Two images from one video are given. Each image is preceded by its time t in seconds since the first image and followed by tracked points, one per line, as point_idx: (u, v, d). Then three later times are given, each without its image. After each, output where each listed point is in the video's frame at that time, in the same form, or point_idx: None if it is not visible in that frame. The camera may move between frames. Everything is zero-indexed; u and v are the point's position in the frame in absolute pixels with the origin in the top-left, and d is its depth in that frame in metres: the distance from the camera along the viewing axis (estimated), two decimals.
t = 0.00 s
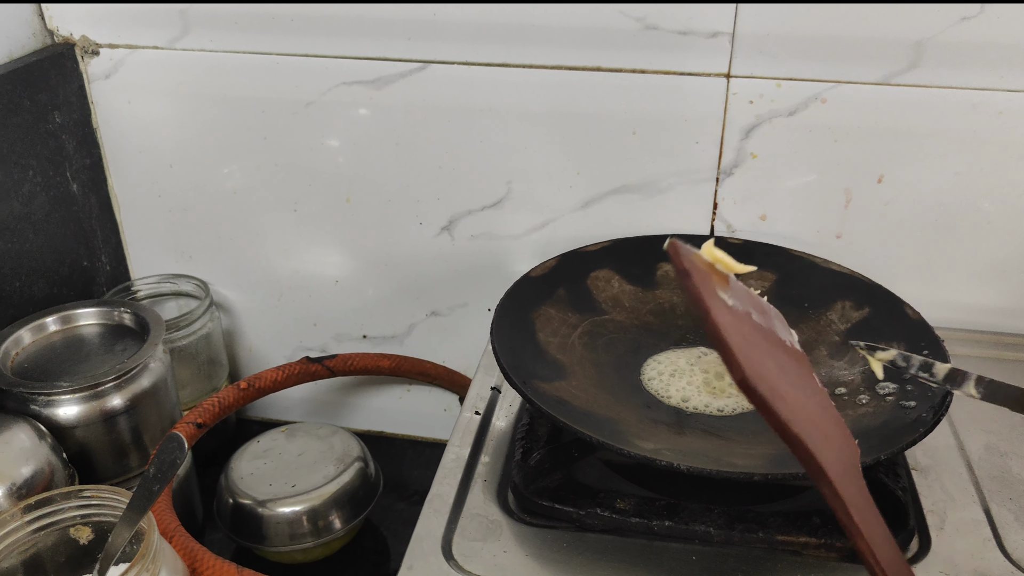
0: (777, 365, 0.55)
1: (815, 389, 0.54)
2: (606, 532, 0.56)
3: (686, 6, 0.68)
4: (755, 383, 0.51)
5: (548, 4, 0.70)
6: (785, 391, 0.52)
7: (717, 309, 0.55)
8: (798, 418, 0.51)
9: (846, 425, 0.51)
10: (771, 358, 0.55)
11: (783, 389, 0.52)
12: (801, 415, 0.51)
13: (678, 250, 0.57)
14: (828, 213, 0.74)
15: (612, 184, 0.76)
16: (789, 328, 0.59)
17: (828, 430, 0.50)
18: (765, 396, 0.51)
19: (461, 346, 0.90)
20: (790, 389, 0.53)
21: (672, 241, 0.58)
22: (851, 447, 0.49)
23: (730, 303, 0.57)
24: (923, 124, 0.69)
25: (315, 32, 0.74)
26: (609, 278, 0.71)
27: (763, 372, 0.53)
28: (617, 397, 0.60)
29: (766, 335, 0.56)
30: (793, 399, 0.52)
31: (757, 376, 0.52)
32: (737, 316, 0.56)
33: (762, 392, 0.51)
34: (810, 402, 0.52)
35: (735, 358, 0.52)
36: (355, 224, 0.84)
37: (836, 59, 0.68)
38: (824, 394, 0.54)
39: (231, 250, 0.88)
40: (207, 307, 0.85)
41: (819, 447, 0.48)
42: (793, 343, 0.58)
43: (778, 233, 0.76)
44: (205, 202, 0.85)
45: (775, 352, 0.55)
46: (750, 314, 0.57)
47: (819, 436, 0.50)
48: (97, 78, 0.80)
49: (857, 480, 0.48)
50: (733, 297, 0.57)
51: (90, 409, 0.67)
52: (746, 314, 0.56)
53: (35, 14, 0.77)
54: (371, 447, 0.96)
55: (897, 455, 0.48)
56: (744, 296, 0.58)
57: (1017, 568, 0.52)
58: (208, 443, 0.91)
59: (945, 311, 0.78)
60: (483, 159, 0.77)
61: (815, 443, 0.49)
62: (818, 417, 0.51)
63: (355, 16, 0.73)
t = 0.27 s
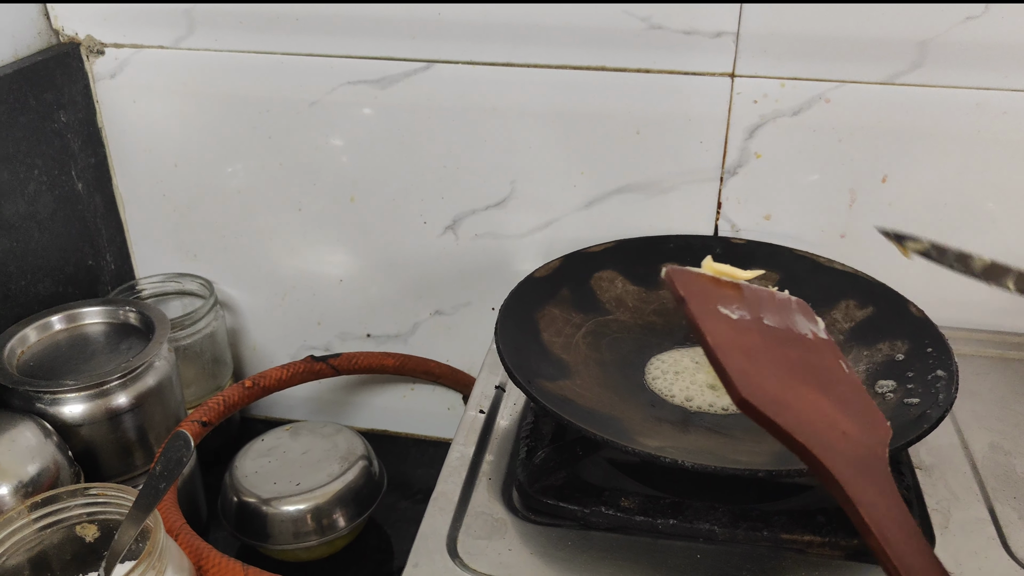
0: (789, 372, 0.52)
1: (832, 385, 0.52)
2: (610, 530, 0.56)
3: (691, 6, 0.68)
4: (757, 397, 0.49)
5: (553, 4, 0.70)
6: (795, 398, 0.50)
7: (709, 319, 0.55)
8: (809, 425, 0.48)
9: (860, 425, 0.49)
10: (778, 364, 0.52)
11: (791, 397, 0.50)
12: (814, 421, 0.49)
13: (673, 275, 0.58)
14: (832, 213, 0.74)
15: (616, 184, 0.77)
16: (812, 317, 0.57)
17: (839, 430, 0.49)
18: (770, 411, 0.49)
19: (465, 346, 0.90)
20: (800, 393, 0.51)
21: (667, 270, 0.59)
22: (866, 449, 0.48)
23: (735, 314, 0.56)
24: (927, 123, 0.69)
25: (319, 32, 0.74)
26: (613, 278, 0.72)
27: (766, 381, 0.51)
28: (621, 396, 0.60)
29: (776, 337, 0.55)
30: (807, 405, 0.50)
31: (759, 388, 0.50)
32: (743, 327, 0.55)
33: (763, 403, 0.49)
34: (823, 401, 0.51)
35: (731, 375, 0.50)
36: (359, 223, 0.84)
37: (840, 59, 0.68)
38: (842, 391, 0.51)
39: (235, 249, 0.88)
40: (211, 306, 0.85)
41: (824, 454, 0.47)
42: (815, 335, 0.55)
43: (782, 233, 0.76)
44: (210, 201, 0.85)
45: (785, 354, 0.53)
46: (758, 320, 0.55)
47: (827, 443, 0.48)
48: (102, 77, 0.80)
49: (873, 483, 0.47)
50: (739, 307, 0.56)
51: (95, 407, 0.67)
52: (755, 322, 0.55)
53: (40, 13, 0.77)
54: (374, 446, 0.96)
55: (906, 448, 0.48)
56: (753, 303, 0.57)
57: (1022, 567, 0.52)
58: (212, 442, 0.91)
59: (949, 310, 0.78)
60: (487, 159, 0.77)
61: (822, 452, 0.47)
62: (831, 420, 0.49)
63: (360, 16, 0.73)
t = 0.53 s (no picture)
0: (852, 366, 0.53)
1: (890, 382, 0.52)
2: (613, 528, 0.57)
3: (693, 7, 0.68)
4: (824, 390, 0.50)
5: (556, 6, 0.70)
6: (858, 390, 0.51)
7: (775, 309, 0.55)
8: (870, 414, 0.49)
9: (916, 422, 0.49)
10: (846, 358, 0.53)
11: (854, 389, 0.51)
12: (876, 417, 0.49)
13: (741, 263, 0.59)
14: (833, 214, 0.75)
15: (618, 184, 0.77)
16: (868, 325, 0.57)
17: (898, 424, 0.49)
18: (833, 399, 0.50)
19: (467, 346, 0.90)
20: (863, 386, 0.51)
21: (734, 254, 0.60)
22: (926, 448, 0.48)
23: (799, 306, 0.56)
24: (927, 124, 0.69)
25: (323, 33, 0.74)
26: (615, 278, 0.72)
27: (833, 371, 0.52)
28: (624, 396, 0.60)
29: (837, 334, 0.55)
30: (865, 397, 0.50)
31: (824, 375, 0.51)
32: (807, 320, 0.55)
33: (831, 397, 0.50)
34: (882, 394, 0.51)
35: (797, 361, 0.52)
36: (362, 223, 0.84)
37: (841, 60, 0.68)
38: (901, 390, 0.52)
39: (239, 249, 0.88)
40: (215, 306, 0.85)
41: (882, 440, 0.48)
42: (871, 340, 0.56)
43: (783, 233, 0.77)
44: (214, 201, 0.85)
45: (848, 349, 0.54)
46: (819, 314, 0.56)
47: (886, 431, 0.48)
48: (107, 79, 0.81)
49: (925, 473, 0.47)
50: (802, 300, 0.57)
51: (101, 406, 0.68)
52: (817, 315, 0.56)
53: (46, 14, 0.77)
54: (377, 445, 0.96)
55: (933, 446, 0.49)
56: (815, 300, 0.57)
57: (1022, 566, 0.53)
58: (216, 441, 0.92)
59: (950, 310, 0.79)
60: (490, 159, 0.78)
61: (879, 438, 0.48)
62: (887, 414, 0.50)
63: (364, 17, 0.73)
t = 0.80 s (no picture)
0: (855, 386, 0.52)
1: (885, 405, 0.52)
2: (620, 531, 0.57)
3: (699, 11, 0.69)
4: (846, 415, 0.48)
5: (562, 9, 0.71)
6: (868, 415, 0.50)
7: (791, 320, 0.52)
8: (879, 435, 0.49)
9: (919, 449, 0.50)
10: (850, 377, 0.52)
11: (864, 411, 0.50)
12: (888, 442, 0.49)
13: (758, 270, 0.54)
14: (838, 217, 0.75)
15: (624, 188, 0.77)
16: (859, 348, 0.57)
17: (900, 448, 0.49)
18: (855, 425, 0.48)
19: (472, 348, 0.91)
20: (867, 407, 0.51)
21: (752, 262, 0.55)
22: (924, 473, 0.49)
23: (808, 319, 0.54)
24: (932, 128, 0.69)
25: (330, 37, 0.75)
26: (620, 281, 0.72)
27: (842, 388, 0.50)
28: (630, 398, 0.60)
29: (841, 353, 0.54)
30: (875, 421, 0.50)
31: (837, 390, 0.50)
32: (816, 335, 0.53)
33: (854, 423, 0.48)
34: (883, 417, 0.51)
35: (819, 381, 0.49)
36: (368, 225, 0.84)
37: (846, 64, 0.68)
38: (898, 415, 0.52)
39: (246, 251, 0.89)
40: (222, 308, 0.86)
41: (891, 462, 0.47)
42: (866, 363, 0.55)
43: (789, 236, 0.77)
44: (220, 204, 0.86)
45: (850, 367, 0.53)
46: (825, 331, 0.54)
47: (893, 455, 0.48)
48: (114, 81, 0.81)
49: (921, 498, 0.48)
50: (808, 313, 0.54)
51: (108, 408, 0.68)
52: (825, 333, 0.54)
53: (54, 17, 0.78)
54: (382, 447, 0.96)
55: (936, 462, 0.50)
56: (820, 316, 0.55)
57: None
58: (222, 443, 0.92)
59: (955, 313, 0.79)
60: (496, 162, 0.78)
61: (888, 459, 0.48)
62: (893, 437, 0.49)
63: (371, 21, 0.74)
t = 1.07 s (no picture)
0: (790, 389, 0.49)
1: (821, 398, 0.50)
2: (624, 532, 0.57)
3: (703, 14, 0.69)
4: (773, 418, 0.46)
5: (566, 11, 0.71)
6: (800, 415, 0.47)
7: (716, 318, 0.48)
8: (811, 436, 0.46)
9: (853, 438, 0.48)
10: (781, 374, 0.49)
11: (796, 407, 0.48)
12: (820, 441, 0.47)
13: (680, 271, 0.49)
14: (842, 220, 0.75)
15: (628, 190, 0.77)
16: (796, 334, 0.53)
17: (836, 446, 0.47)
18: (782, 429, 0.45)
19: (476, 350, 0.91)
20: (801, 405, 0.48)
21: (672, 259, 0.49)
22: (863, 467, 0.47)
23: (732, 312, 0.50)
24: (936, 130, 0.69)
25: (335, 39, 0.75)
26: (625, 283, 0.72)
27: (771, 388, 0.47)
28: (634, 400, 0.60)
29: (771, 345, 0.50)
30: (806, 419, 0.47)
31: (772, 402, 0.46)
32: (742, 329, 0.49)
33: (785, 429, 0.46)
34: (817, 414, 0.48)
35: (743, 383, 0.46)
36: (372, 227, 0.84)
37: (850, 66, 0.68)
38: (831, 404, 0.50)
39: (250, 253, 0.89)
40: (226, 310, 0.86)
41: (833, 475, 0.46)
42: (802, 351, 0.52)
43: (793, 238, 0.77)
44: (225, 206, 0.86)
45: (779, 361, 0.50)
46: (752, 324, 0.50)
47: (829, 456, 0.46)
48: (119, 83, 0.81)
49: (861, 499, 0.46)
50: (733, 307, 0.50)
51: (113, 409, 0.68)
52: (751, 324, 0.50)
53: (59, 19, 0.78)
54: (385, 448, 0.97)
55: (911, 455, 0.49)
56: (747, 305, 0.51)
57: None
58: (226, 444, 0.93)
59: (959, 316, 0.79)
60: (500, 164, 0.78)
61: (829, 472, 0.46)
62: (826, 432, 0.47)
63: (375, 23, 0.74)
